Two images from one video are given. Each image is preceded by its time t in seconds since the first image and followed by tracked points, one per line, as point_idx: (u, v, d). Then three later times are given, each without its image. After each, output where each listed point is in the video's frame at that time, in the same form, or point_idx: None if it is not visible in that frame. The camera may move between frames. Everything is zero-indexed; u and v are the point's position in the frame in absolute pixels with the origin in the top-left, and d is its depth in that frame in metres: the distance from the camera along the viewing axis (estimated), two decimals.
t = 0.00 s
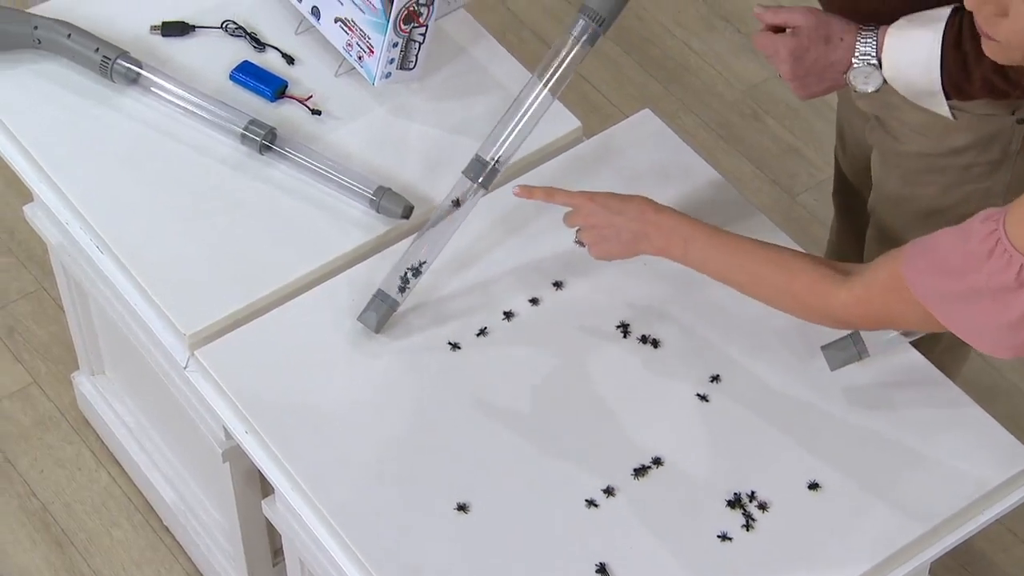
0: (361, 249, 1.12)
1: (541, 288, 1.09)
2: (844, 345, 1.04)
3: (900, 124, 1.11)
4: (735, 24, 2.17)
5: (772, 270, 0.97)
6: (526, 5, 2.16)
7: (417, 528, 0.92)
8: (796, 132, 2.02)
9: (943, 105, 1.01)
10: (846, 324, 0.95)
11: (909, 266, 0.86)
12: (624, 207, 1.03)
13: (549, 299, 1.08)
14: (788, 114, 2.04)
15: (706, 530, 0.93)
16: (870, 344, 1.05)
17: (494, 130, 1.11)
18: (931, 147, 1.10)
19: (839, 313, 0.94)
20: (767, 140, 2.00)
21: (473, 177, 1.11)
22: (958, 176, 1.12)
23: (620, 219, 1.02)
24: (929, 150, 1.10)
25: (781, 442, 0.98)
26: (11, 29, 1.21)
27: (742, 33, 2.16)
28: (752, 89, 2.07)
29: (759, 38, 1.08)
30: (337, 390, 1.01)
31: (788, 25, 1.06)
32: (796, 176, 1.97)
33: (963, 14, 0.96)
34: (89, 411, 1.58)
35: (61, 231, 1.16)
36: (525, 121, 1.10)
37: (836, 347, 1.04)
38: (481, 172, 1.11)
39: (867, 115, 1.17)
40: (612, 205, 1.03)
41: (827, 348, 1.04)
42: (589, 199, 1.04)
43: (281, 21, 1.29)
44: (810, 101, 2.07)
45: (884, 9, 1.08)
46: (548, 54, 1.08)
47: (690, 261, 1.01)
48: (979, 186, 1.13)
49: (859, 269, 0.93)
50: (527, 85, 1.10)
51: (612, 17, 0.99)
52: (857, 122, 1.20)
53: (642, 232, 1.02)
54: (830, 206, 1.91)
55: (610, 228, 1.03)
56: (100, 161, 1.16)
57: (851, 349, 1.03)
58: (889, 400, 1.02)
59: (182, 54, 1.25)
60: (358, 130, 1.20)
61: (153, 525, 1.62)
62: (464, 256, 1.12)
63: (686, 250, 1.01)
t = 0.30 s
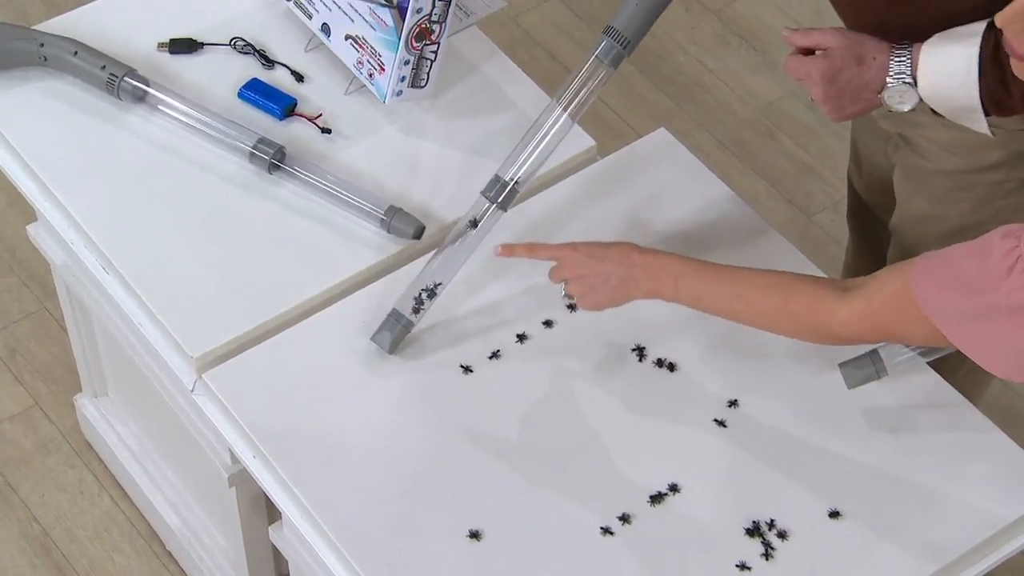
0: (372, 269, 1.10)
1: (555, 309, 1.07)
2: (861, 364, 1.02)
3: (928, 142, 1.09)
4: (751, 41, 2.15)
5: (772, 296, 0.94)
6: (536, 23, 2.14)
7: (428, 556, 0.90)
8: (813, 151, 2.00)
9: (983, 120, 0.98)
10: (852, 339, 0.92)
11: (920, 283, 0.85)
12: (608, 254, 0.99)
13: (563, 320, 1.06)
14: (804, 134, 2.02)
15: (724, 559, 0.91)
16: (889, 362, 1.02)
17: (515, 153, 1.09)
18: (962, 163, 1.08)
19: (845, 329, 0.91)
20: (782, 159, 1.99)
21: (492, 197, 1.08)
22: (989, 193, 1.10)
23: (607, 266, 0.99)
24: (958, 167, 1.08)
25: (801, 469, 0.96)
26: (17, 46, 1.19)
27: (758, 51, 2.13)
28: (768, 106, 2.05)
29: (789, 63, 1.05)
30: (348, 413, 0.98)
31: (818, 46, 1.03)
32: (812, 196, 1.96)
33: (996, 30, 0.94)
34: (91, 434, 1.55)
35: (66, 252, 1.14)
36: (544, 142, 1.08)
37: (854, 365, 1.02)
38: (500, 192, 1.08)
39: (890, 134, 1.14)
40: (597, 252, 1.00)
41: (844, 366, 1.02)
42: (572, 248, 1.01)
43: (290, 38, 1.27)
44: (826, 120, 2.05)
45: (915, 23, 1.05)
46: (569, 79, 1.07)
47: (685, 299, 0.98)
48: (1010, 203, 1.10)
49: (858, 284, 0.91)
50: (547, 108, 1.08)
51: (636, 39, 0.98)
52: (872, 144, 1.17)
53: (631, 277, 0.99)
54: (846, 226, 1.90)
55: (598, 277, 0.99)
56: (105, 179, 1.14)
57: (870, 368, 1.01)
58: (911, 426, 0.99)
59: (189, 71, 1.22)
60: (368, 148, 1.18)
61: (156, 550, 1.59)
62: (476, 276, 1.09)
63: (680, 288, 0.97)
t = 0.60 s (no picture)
0: (380, 280, 1.05)
1: (570, 322, 1.02)
2: (891, 379, 0.96)
3: (968, 142, 1.03)
4: (772, 39, 2.10)
5: (792, 310, 0.87)
6: (547, 23, 2.09)
7: None
8: (838, 154, 1.95)
9: None
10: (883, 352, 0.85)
11: (956, 298, 0.78)
12: (618, 277, 0.94)
13: (580, 335, 1.01)
14: (827, 137, 1.97)
15: None
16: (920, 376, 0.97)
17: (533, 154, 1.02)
18: (1004, 164, 1.02)
19: (872, 342, 0.84)
20: (805, 163, 1.94)
21: (511, 202, 1.01)
22: None
23: (617, 290, 0.93)
24: (1000, 168, 1.03)
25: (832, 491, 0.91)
26: (8, 45, 1.14)
27: (780, 50, 2.08)
28: (792, 108, 2.00)
29: (825, 54, 1.01)
30: (353, 432, 0.93)
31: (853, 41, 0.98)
32: (838, 203, 1.90)
33: None
34: (82, 452, 1.50)
35: (58, 261, 1.08)
36: (564, 144, 1.01)
37: (883, 381, 0.96)
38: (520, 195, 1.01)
39: (924, 133, 1.10)
40: (606, 277, 0.94)
41: (872, 381, 0.97)
42: (580, 275, 0.95)
43: (294, 38, 1.22)
44: (851, 119, 2.00)
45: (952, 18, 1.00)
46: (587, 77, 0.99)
47: (702, 320, 0.91)
48: None
49: (883, 292, 0.84)
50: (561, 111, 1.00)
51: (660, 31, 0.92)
52: (905, 146, 1.13)
53: (644, 299, 0.93)
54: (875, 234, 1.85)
55: (609, 303, 0.93)
56: (99, 184, 1.08)
57: (899, 384, 0.96)
58: (948, 446, 0.94)
59: (188, 72, 1.17)
60: (375, 153, 1.13)
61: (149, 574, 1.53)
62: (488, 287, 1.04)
63: (695, 309, 0.91)
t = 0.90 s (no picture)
0: (389, 287, 0.99)
1: (588, 330, 0.96)
2: (932, 394, 0.90)
3: (1009, 139, 0.98)
4: (799, 33, 2.05)
5: (852, 317, 0.81)
6: (560, 16, 2.03)
7: None
8: (869, 155, 1.89)
9: None
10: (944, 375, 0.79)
11: None
12: (672, 251, 0.87)
13: (598, 345, 0.95)
14: (857, 135, 1.92)
15: None
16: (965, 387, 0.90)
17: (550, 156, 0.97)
18: None
19: (935, 364, 0.78)
20: (835, 165, 1.88)
21: (529, 205, 0.96)
22: None
23: (669, 263, 0.87)
24: None
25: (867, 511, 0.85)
26: None
27: (807, 44, 2.03)
28: (819, 107, 1.95)
29: (864, 46, 0.97)
30: (359, 449, 0.87)
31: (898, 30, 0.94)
32: (868, 206, 1.84)
33: None
34: (71, 466, 1.44)
35: (48, 264, 1.03)
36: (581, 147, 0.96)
37: (923, 396, 0.90)
38: (537, 199, 0.96)
39: (964, 133, 1.06)
40: (659, 249, 0.88)
41: (912, 397, 0.90)
42: (632, 242, 0.89)
43: (298, 32, 1.16)
44: (883, 116, 1.94)
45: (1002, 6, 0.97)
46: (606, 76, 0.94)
47: (753, 310, 0.84)
48: None
49: (953, 310, 0.78)
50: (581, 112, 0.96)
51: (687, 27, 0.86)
52: (942, 143, 1.09)
53: (696, 278, 0.86)
54: (908, 240, 1.79)
55: (658, 275, 0.87)
56: (92, 184, 1.03)
57: (940, 399, 0.89)
58: (993, 463, 0.88)
59: (186, 67, 1.12)
60: (382, 153, 1.08)
61: None
62: (505, 294, 0.98)
63: (748, 299, 0.85)
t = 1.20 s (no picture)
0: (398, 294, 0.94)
1: (609, 343, 0.91)
2: (977, 415, 0.86)
3: None
4: (826, 29, 1.99)
5: (916, 332, 0.76)
6: (574, 11, 1.98)
7: None
8: (904, 160, 1.84)
9: None
10: (1007, 403, 0.75)
11: None
12: (737, 241, 0.82)
13: (618, 358, 0.90)
14: (889, 137, 1.86)
15: None
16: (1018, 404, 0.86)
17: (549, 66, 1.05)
18: None
19: (1000, 389, 0.74)
20: (863, 166, 1.83)
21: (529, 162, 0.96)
22: None
23: (732, 252, 0.82)
24: None
25: (900, 535, 0.82)
26: None
27: (835, 40, 1.98)
28: (848, 106, 1.90)
29: (905, 39, 0.94)
30: (367, 469, 0.83)
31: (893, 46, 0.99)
32: (900, 211, 1.79)
33: None
34: (58, 481, 1.39)
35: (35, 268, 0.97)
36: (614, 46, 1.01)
37: (966, 417, 0.86)
38: (543, 154, 0.96)
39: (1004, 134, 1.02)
40: (724, 237, 0.83)
41: (955, 418, 0.87)
42: (695, 226, 0.84)
43: (302, 25, 1.11)
44: (916, 117, 1.89)
45: None
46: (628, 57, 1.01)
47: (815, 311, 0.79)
48: None
49: None
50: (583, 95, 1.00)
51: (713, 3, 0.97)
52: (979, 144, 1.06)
53: (759, 273, 0.81)
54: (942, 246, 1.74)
55: (717, 265, 0.82)
56: (84, 185, 0.97)
57: (986, 420, 0.85)
58: None
59: (184, 62, 1.06)
60: (389, 154, 1.02)
61: None
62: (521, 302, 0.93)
63: (811, 300, 0.79)
